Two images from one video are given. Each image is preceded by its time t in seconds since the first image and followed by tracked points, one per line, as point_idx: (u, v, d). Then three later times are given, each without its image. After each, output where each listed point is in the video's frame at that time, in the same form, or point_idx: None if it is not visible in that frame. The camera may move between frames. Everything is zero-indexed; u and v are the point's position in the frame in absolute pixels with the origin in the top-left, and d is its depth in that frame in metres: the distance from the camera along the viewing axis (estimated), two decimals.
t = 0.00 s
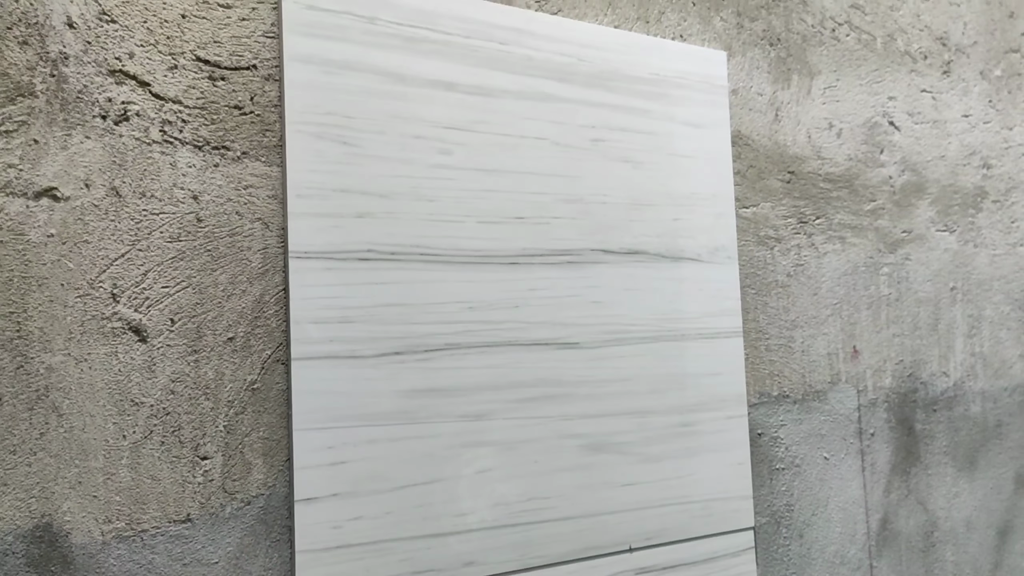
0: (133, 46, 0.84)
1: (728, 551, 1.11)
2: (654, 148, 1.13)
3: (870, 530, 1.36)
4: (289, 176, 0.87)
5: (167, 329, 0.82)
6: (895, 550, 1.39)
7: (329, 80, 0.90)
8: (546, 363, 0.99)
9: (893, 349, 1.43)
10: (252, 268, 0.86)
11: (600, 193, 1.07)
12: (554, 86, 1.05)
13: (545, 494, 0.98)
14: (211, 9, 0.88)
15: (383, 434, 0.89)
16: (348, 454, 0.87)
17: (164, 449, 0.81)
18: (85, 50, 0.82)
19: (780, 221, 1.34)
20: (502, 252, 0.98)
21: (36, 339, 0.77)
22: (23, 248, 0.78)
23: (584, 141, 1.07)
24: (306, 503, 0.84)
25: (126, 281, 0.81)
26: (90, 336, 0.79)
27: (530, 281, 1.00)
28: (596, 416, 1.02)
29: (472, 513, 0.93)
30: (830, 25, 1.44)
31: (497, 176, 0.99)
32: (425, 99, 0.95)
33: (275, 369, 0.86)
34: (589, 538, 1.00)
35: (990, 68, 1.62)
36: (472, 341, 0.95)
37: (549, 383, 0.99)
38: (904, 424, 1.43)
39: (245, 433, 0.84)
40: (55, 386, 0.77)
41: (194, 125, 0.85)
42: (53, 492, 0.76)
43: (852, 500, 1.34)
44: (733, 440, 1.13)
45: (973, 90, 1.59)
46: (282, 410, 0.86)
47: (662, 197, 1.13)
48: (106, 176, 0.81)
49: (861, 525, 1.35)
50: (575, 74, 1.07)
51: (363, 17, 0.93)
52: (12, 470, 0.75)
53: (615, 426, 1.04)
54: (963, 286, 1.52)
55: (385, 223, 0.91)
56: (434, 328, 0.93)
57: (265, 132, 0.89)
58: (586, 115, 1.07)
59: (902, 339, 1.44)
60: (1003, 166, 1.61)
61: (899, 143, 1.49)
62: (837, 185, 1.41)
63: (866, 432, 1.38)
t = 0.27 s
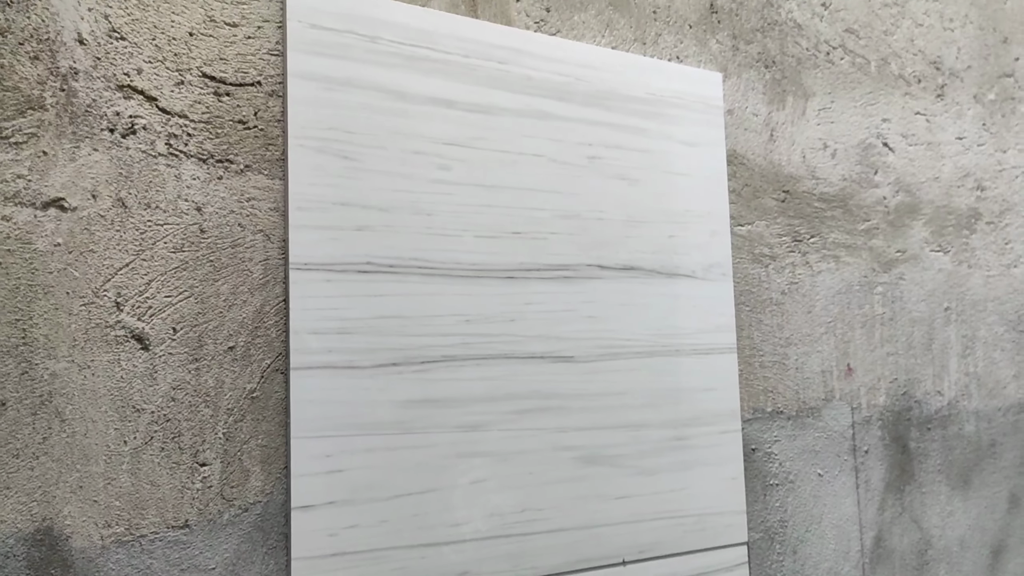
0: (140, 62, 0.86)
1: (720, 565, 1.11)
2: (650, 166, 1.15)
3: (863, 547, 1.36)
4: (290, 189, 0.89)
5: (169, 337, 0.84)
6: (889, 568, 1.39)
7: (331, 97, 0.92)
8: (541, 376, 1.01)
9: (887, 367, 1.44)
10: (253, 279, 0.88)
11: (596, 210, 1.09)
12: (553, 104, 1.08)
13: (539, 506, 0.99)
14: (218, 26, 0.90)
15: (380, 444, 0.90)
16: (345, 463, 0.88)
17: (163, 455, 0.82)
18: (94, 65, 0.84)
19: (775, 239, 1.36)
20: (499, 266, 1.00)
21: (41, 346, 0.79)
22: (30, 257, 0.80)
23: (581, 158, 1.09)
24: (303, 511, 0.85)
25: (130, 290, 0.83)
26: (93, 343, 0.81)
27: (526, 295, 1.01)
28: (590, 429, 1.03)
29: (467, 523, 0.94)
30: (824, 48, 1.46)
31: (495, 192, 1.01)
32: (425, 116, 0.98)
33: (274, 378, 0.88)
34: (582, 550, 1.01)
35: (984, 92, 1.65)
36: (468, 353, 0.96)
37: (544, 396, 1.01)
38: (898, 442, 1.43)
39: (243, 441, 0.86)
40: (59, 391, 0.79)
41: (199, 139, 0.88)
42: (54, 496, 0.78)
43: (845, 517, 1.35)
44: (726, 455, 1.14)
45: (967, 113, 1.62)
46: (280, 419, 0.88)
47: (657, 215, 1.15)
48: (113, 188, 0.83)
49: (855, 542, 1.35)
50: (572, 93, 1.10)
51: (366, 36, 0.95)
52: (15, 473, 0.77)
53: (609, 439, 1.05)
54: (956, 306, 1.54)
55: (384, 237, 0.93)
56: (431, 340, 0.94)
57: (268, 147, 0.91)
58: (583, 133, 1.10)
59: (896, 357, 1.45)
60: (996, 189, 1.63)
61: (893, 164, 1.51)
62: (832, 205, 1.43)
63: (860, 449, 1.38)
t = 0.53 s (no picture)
0: (146, 71, 0.87)
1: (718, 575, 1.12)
2: (650, 177, 1.16)
3: (861, 559, 1.36)
4: (292, 197, 0.90)
5: (170, 343, 0.84)
6: None
7: (333, 106, 0.93)
8: (539, 384, 1.01)
9: (885, 379, 1.44)
10: (255, 286, 0.89)
11: (596, 220, 1.10)
12: (553, 115, 1.09)
13: (537, 514, 0.99)
14: (223, 37, 0.92)
15: (378, 451, 0.90)
16: (344, 469, 0.88)
17: (164, 460, 0.83)
18: (100, 74, 0.85)
19: (774, 251, 1.37)
20: (499, 275, 1.01)
21: (44, 350, 0.80)
22: (35, 262, 0.81)
23: (580, 169, 1.10)
24: (302, 517, 0.86)
25: (133, 296, 0.83)
26: (96, 348, 0.82)
27: (526, 304, 1.02)
28: (588, 438, 1.04)
29: (465, 531, 0.94)
30: (823, 62, 1.47)
31: (495, 201, 1.02)
32: (427, 126, 0.99)
33: (275, 385, 0.89)
34: (580, 559, 1.01)
35: (981, 106, 1.66)
36: (467, 361, 0.97)
37: (542, 405, 1.01)
38: (896, 453, 1.43)
39: (243, 446, 0.87)
40: (61, 396, 0.80)
41: (202, 147, 0.89)
42: (55, 500, 0.78)
43: (843, 528, 1.35)
44: (723, 465, 1.15)
45: (965, 127, 1.63)
46: (280, 425, 0.88)
47: (656, 226, 1.16)
48: (117, 195, 0.84)
49: (852, 553, 1.35)
50: (573, 103, 1.11)
51: (369, 46, 0.96)
52: (17, 477, 0.77)
53: (606, 448, 1.05)
54: (954, 318, 1.54)
55: (385, 245, 0.94)
56: (430, 347, 0.95)
57: (271, 155, 0.92)
58: (583, 143, 1.11)
59: (893, 369, 1.46)
60: (994, 202, 1.64)
61: (890, 177, 1.52)
62: (830, 217, 1.44)
63: (858, 460, 1.39)
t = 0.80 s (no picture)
0: (151, 75, 0.88)
1: None
2: (648, 184, 1.18)
3: (856, 566, 1.37)
4: (294, 200, 0.91)
5: (172, 342, 0.86)
6: None
7: (335, 111, 0.95)
8: (537, 388, 1.02)
9: (881, 387, 1.45)
10: (257, 287, 0.90)
11: (594, 226, 1.11)
12: (552, 122, 1.10)
13: (533, 517, 1.00)
14: (228, 42, 0.93)
15: (376, 451, 0.91)
16: (343, 469, 0.89)
17: (165, 457, 0.84)
18: (107, 77, 0.87)
19: (771, 259, 1.38)
20: (497, 279, 1.02)
21: (48, 348, 0.81)
22: (40, 262, 0.82)
23: (579, 175, 1.11)
24: (300, 516, 0.87)
25: (136, 295, 0.85)
26: (99, 347, 0.83)
27: (524, 308, 1.03)
28: (585, 441, 1.05)
29: (462, 532, 0.95)
30: (820, 73, 1.49)
31: (494, 206, 1.03)
32: (427, 131, 1.00)
33: (275, 385, 0.90)
34: (575, 561, 1.02)
35: (978, 118, 1.67)
36: (465, 364, 0.98)
37: (539, 408, 1.02)
38: (891, 461, 1.44)
39: (243, 445, 0.88)
40: (65, 393, 0.81)
41: (206, 150, 0.90)
42: (58, 495, 0.80)
43: (838, 535, 1.35)
44: (719, 471, 1.16)
45: (961, 139, 1.65)
46: (280, 424, 0.90)
47: (654, 233, 1.17)
48: (122, 196, 0.86)
49: (847, 560, 1.36)
50: (572, 111, 1.12)
51: (371, 53, 0.98)
52: (21, 472, 0.79)
53: (603, 452, 1.06)
54: (950, 328, 1.55)
55: (385, 248, 0.95)
56: (429, 350, 0.96)
57: (274, 159, 0.93)
58: (582, 150, 1.12)
59: (889, 378, 1.46)
60: (990, 213, 1.66)
61: (887, 187, 1.54)
62: (827, 226, 1.45)
63: (853, 468, 1.39)
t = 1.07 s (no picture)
0: (150, 71, 0.89)
1: None
2: (644, 186, 1.18)
3: (849, 569, 1.37)
4: (291, 197, 0.91)
5: (168, 338, 0.86)
6: None
7: (333, 109, 0.95)
8: (532, 388, 1.03)
9: (876, 391, 1.45)
10: (253, 284, 0.90)
11: (591, 227, 1.11)
12: (550, 123, 1.10)
13: (528, 516, 1.00)
14: (227, 39, 0.93)
15: (371, 449, 0.92)
16: (337, 466, 0.89)
17: (160, 452, 0.84)
18: (106, 73, 0.87)
19: (767, 262, 1.38)
20: (494, 279, 1.02)
21: (45, 341, 0.81)
22: (38, 255, 0.82)
23: (576, 176, 1.11)
24: (294, 513, 0.87)
25: (133, 290, 0.85)
26: (95, 341, 0.83)
27: (520, 308, 1.03)
28: (580, 442, 1.05)
29: (456, 531, 0.95)
30: (818, 78, 1.50)
31: (491, 206, 1.03)
32: (425, 131, 1.00)
33: (271, 382, 0.90)
34: (569, 561, 1.02)
35: (975, 124, 1.68)
36: (461, 363, 0.98)
37: (534, 408, 1.02)
38: (886, 466, 1.44)
39: (238, 441, 0.88)
40: (61, 386, 0.81)
41: (204, 147, 0.90)
42: (52, 488, 0.80)
43: (831, 538, 1.36)
44: (713, 473, 1.16)
45: (958, 145, 1.66)
46: (275, 421, 0.90)
47: (650, 235, 1.17)
48: (119, 191, 0.86)
49: (841, 563, 1.36)
50: (569, 112, 1.13)
51: (369, 52, 0.98)
52: (16, 465, 0.79)
53: (597, 453, 1.06)
54: (945, 333, 1.56)
55: (382, 246, 0.95)
56: (425, 348, 0.96)
57: (272, 156, 0.94)
58: (579, 151, 1.12)
59: (884, 382, 1.47)
60: (987, 220, 1.66)
61: (883, 193, 1.54)
62: (823, 230, 1.45)
63: (848, 471, 1.39)
